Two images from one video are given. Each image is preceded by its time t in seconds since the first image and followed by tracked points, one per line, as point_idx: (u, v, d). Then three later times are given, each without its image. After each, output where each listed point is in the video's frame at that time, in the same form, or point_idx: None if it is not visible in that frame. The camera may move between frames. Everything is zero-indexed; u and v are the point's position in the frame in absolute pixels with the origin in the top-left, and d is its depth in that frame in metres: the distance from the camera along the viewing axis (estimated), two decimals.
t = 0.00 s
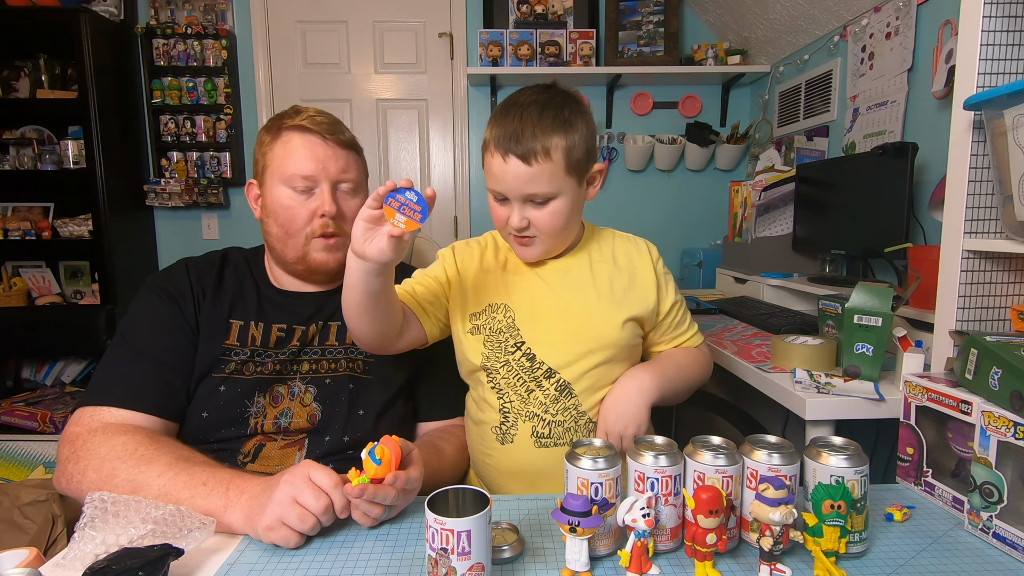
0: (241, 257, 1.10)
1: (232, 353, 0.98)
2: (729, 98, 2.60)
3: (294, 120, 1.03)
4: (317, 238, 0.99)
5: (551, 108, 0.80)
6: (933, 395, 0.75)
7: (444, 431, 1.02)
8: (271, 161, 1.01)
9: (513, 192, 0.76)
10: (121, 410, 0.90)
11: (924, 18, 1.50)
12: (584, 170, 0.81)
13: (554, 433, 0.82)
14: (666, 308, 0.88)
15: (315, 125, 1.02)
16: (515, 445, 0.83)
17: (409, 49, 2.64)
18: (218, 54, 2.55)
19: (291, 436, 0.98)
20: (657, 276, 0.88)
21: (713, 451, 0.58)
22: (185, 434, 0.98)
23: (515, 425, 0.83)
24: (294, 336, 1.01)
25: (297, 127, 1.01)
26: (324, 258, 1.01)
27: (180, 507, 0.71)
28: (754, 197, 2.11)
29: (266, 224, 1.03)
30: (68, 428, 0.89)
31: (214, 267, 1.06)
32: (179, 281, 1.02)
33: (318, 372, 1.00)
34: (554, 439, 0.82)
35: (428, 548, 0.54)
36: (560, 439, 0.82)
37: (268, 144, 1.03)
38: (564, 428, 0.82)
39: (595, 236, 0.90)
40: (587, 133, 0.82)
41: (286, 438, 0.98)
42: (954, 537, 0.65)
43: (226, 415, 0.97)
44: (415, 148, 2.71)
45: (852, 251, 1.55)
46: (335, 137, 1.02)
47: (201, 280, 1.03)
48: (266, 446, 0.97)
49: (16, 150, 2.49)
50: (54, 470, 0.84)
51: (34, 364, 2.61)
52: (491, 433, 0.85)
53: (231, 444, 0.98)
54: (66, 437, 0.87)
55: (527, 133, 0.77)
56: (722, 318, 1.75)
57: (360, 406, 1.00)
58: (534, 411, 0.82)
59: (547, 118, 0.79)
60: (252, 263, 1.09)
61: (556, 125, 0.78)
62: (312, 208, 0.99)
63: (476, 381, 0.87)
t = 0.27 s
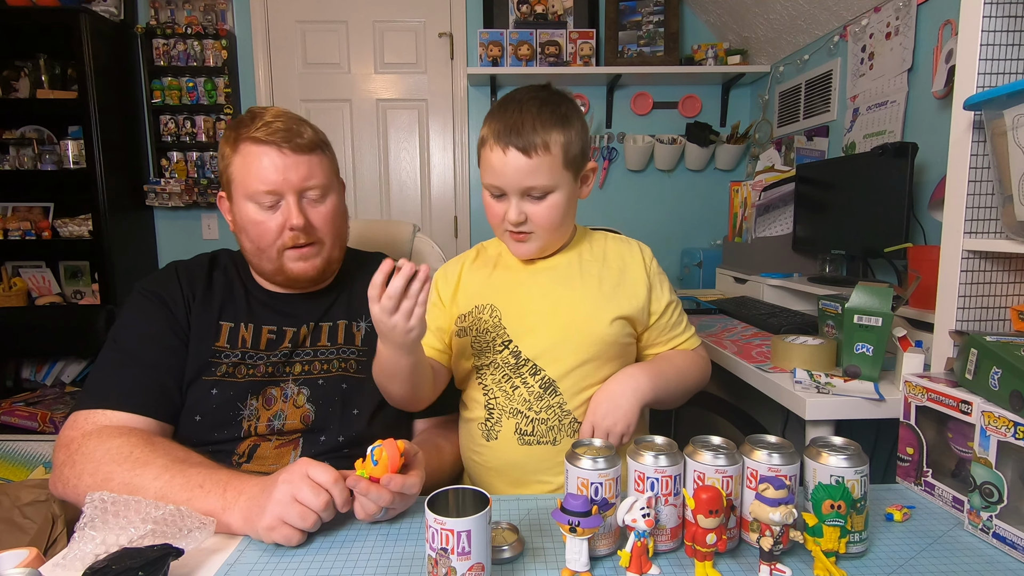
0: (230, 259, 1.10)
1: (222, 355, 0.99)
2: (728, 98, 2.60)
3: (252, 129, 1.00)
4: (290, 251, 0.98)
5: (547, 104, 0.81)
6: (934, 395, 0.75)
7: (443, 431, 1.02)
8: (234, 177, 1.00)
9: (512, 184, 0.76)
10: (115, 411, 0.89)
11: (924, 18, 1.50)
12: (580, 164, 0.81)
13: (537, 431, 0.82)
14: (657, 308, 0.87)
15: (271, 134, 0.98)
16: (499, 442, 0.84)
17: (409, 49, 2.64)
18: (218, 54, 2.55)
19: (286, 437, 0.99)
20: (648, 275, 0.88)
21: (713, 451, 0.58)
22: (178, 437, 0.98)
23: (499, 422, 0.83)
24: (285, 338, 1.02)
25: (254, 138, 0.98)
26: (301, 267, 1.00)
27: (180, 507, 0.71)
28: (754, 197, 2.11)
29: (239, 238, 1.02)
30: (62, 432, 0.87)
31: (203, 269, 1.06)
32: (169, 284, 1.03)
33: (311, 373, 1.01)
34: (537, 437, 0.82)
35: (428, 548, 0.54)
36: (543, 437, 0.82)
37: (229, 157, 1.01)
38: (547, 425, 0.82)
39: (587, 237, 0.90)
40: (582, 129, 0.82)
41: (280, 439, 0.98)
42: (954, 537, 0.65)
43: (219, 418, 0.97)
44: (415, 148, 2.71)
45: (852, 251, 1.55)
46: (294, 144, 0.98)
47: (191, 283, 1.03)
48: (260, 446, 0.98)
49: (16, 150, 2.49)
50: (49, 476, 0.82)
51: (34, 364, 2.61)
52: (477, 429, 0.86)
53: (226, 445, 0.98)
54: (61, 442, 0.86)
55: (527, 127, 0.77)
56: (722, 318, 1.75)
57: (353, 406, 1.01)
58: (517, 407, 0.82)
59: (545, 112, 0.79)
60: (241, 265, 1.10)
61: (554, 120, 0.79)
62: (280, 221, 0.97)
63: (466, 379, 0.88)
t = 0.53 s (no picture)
0: (215, 261, 1.11)
1: (210, 357, 0.99)
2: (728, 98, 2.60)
3: (212, 143, 0.99)
4: (268, 262, 0.99)
5: (529, 104, 0.81)
6: (933, 395, 0.75)
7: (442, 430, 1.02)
8: (201, 193, 1.00)
9: (494, 185, 0.76)
10: (109, 414, 0.89)
11: (924, 18, 1.50)
12: (563, 164, 0.81)
13: (537, 434, 0.82)
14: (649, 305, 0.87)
15: (230, 147, 0.97)
16: (499, 447, 0.84)
17: (409, 49, 2.64)
18: (219, 55, 2.55)
19: (278, 438, 1.00)
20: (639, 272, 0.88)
21: (713, 451, 0.58)
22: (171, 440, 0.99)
23: (498, 427, 0.84)
24: (272, 339, 1.03)
25: (215, 152, 0.97)
26: (280, 275, 1.01)
27: (180, 507, 0.71)
28: (754, 197, 2.11)
29: (217, 251, 1.03)
30: (56, 437, 0.87)
31: (189, 271, 1.06)
32: (156, 287, 1.03)
33: (301, 374, 1.02)
34: (537, 440, 0.82)
35: (428, 548, 0.54)
36: (544, 440, 0.82)
37: (194, 172, 1.01)
38: (547, 428, 0.82)
39: (575, 237, 0.90)
40: (565, 128, 0.82)
41: (273, 440, 1.00)
42: (954, 537, 0.65)
43: (211, 421, 0.97)
44: (415, 148, 2.71)
45: (852, 250, 1.55)
46: (255, 154, 0.97)
47: (178, 286, 1.04)
48: (254, 448, 0.99)
49: (16, 150, 2.49)
50: (45, 480, 0.82)
51: (34, 364, 2.61)
52: (476, 435, 0.86)
53: (220, 446, 0.98)
54: (55, 446, 0.85)
55: (507, 128, 0.77)
56: (722, 318, 1.75)
57: (344, 406, 1.02)
58: (516, 411, 0.83)
59: (525, 112, 0.79)
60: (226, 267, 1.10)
61: (534, 119, 0.79)
62: (253, 234, 0.98)
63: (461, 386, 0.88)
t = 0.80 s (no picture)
0: (206, 262, 1.11)
1: (202, 358, 0.99)
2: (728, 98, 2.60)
3: (215, 136, 0.99)
4: (272, 255, 0.99)
5: (517, 106, 0.81)
6: (933, 395, 0.75)
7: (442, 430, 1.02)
8: (203, 186, 0.99)
9: (484, 188, 0.77)
10: (103, 415, 0.89)
11: (924, 18, 1.50)
12: (552, 165, 0.81)
13: (535, 432, 0.82)
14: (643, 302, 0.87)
15: (236, 139, 0.98)
16: (497, 447, 0.83)
17: (409, 49, 2.64)
18: (218, 54, 2.55)
19: (272, 438, 1.00)
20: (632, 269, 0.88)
21: (713, 451, 0.58)
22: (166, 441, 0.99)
23: (495, 427, 0.83)
24: (263, 339, 1.03)
25: (220, 144, 0.98)
26: (283, 269, 1.01)
27: (179, 507, 0.71)
28: (754, 197, 2.11)
29: (217, 246, 1.02)
30: (51, 440, 0.87)
31: (179, 272, 1.06)
32: (147, 289, 1.03)
33: (293, 373, 1.02)
34: (535, 438, 0.82)
35: (428, 549, 0.54)
36: (541, 438, 0.82)
37: (195, 167, 1.00)
38: (544, 427, 0.82)
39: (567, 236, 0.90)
40: (554, 129, 0.82)
41: (266, 440, 1.00)
42: (954, 537, 0.65)
43: (204, 422, 0.97)
44: (415, 148, 2.71)
45: (852, 251, 1.55)
46: (260, 147, 0.98)
47: (168, 287, 1.03)
48: (247, 449, 0.99)
49: (16, 150, 2.50)
50: (42, 483, 0.82)
51: (34, 364, 2.61)
52: (473, 437, 0.85)
53: (213, 447, 0.98)
54: (50, 449, 0.86)
55: (495, 131, 0.77)
56: (722, 318, 1.75)
57: (337, 405, 1.02)
58: (512, 410, 0.82)
59: (513, 115, 0.79)
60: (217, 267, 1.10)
61: (522, 122, 0.79)
62: (257, 226, 0.98)
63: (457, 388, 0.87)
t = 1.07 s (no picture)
0: (209, 262, 1.10)
1: (207, 357, 0.99)
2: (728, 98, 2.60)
3: (213, 137, 0.99)
4: (266, 258, 0.99)
5: (527, 106, 0.81)
6: (933, 395, 0.75)
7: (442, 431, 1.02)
8: (200, 186, 0.99)
9: (494, 186, 0.76)
10: (105, 415, 0.89)
11: (924, 18, 1.50)
12: (560, 163, 0.81)
13: (535, 428, 0.82)
14: (642, 300, 0.86)
15: (233, 141, 0.97)
16: (497, 444, 0.83)
17: (409, 49, 2.64)
18: (218, 54, 2.55)
19: (274, 434, 1.00)
20: (631, 268, 0.88)
21: (713, 451, 0.58)
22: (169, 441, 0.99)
23: (495, 423, 0.83)
24: (268, 337, 1.03)
25: (217, 146, 0.97)
26: (279, 273, 1.01)
27: (179, 507, 0.71)
28: (754, 197, 2.11)
29: (215, 245, 1.03)
30: (55, 440, 0.87)
31: (183, 273, 1.06)
32: (150, 289, 1.02)
33: (297, 370, 1.02)
34: (535, 435, 0.82)
35: (428, 549, 0.54)
36: (541, 435, 0.82)
37: (194, 166, 1.00)
38: (544, 423, 0.82)
39: (566, 235, 0.90)
40: (562, 129, 0.82)
41: (269, 436, 1.00)
42: (954, 537, 0.65)
43: (209, 419, 0.98)
44: (415, 148, 2.71)
45: (852, 251, 1.55)
46: (257, 149, 0.98)
47: (171, 288, 1.03)
48: (250, 444, 0.99)
49: (16, 150, 2.50)
50: (45, 483, 0.82)
51: (34, 364, 2.61)
52: (472, 434, 0.86)
53: (216, 444, 0.98)
54: (53, 449, 0.85)
55: (507, 129, 0.77)
56: (722, 318, 1.75)
57: (340, 401, 1.02)
58: (512, 406, 0.82)
59: (524, 114, 0.79)
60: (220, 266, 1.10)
61: (532, 121, 0.79)
62: (252, 229, 0.98)
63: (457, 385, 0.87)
